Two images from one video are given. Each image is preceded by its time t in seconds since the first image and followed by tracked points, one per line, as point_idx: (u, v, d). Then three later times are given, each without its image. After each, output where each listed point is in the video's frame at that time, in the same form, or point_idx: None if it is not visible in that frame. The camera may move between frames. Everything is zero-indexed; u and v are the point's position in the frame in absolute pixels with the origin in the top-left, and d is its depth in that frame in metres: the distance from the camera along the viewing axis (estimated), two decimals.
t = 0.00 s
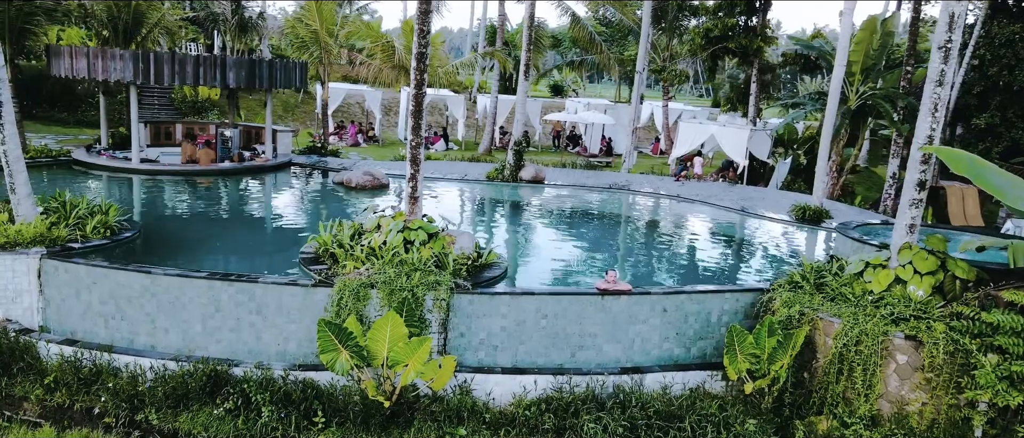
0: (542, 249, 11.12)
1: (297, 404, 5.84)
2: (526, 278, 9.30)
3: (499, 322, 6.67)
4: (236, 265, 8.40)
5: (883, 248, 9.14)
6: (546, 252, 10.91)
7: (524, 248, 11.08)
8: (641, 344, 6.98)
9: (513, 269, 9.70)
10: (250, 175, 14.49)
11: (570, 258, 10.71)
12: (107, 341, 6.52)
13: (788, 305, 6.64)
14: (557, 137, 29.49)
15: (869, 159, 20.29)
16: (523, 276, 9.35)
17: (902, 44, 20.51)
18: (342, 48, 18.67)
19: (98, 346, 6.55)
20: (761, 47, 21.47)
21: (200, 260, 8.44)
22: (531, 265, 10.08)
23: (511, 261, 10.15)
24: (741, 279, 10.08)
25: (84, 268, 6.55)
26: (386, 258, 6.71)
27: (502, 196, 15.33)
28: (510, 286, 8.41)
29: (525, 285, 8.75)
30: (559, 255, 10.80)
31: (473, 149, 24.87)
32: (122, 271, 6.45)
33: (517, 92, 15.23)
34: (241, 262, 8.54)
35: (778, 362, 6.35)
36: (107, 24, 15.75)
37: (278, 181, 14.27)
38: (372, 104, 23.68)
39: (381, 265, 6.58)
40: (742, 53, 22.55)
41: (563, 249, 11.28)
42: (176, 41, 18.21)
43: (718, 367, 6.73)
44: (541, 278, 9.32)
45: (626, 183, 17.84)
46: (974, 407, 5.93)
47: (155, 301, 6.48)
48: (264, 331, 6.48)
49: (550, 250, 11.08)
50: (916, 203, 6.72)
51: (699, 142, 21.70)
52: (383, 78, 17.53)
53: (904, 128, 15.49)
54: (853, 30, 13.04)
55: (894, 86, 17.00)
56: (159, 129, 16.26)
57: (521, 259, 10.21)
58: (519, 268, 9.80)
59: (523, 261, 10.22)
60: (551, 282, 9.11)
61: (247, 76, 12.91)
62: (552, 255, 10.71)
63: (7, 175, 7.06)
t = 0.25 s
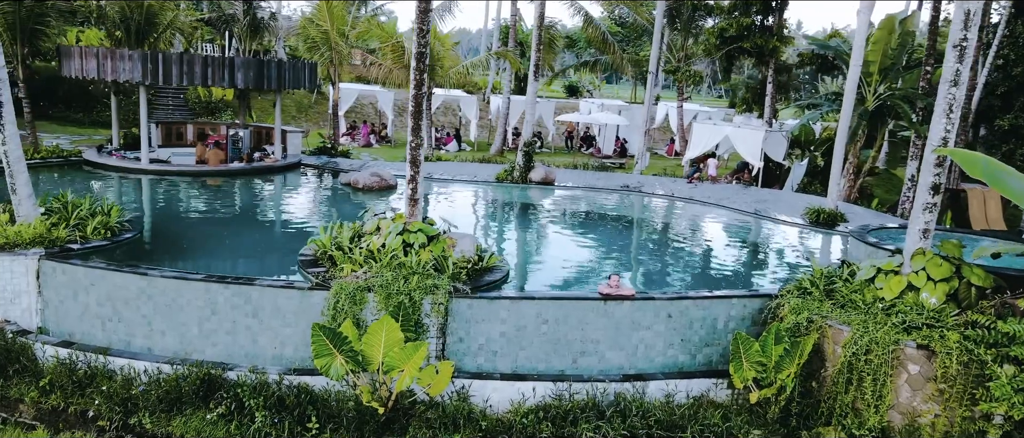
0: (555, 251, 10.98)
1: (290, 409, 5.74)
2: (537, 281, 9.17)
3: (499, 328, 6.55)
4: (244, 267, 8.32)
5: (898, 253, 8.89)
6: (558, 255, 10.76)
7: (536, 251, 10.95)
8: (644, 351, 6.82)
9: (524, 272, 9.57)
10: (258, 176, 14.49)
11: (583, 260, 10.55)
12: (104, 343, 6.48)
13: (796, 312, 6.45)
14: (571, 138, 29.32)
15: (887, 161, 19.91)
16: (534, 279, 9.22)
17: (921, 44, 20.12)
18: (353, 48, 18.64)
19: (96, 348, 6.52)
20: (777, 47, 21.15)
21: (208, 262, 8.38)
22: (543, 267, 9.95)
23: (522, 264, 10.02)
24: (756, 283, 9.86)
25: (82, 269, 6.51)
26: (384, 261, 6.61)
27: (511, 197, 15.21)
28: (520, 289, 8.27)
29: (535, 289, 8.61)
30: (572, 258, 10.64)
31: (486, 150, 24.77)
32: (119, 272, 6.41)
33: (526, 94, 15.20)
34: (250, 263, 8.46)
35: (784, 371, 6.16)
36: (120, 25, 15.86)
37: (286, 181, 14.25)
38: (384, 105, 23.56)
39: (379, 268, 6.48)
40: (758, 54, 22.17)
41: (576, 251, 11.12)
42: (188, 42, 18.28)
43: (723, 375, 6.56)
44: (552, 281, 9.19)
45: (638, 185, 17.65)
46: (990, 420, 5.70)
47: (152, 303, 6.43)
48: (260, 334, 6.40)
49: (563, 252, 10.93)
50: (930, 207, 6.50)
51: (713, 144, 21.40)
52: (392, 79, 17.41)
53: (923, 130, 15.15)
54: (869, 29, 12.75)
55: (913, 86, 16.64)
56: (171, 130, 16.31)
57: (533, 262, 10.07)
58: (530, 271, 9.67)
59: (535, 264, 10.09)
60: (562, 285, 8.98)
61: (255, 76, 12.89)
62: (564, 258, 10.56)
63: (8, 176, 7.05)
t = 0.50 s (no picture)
0: (565, 254, 10.85)
1: (284, 414, 5.66)
2: (546, 284, 9.06)
3: (498, 332, 6.43)
4: (251, 267, 8.27)
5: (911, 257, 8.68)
6: (570, 257, 10.64)
7: (546, 253, 10.83)
8: (647, 357, 6.68)
9: (534, 275, 9.45)
10: (265, 176, 14.49)
11: (595, 263, 10.42)
12: (101, 345, 6.44)
13: (803, 318, 6.28)
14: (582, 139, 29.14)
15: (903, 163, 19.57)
16: (544, 283, 9.11)
17: (938, 44, 19.75)
18: (362, 49, 18.61)
19: (93, 350, 6.48)
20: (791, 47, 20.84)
21: (215, 263, 8.35)
22: (550, 270, 9.82)
23: (533, 267, 9.91)
24: (770, 287, 9.70)
25: (79, 271, 6.48)
26: (382, 263, 6.53)
27: (519, 199, 15.09)
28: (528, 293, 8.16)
29: (540, 292, 8.49)
30: (583, 260, 10.52)
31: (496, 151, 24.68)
32: (116, 274, 6.38)
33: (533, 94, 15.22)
34: (257, 264, 8.41)
35: (790, 380, 5.99)
36: (131, 25, 15.95)
37: (293, 182, 14.24)
38: (395, 105, 23.50)
39: (376, 271, 6.40)
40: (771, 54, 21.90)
41: (588, 254, 10.99)
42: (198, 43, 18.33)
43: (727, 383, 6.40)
44: (562, 284, 9.07)
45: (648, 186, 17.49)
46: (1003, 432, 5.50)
47: (149, 305, 6.38)
48: (257, 337, 6.33)
49: (571, 255, 10.80)
50: (942, 211, 6.31)
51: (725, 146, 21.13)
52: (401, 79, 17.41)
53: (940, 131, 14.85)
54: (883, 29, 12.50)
55: (930, 87, 16.31)
56: (180, 130, 16.35)
57: (543, 264, 9.96)
58: (540, 274, 9.55)
59: (545, 266, 9.97)
60: (572, 288, 8.85)
61: (262, 77, 12.92)
62: (576, 261, 10.44)
63: (8, 176, 7.04)
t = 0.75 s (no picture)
0: (577, 256, 10.72)
1: (277, 419, 5.57)
2: (557, 288, 8.94)
3: (498, 338, 6.30)
4: (258, 268, 8.24)
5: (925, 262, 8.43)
6: (582, 260, 10.51)
7: (558, 255, 10.70)
8: (651, 364, 6.51)
9: (545, 278, 9.34)
10: (275, 177, 14.49)
11: (600, 266, 10.24)
12: (97, 347, 6.40)
13: (812, 327, 6.08)
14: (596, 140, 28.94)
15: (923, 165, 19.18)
16: (555, 286, 9.00)
17: (960, 44, 19.32)
18: (373, 50, 18.58)
19: (89, 352, 6.44)
20: (807, 46, 20.46)
21: (217, 264, 8.30)
22: (552, 273, 9.66)
23: (544, 270, 9.79)
24: (785, 290, 9.52)
25: (76, 272, 6.44)
26: (379, 266, 6.43)
27: (529, 201, 14.95)
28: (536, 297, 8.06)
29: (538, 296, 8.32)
30: (596, 263, 10.39)
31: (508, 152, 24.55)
32: (112, 275, 6.33)
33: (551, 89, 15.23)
34: (264, 264, 8.39)
35: (797, 390, 5.79)
36: (143, 26, 16.02)
37: (302, 183, 14.22)
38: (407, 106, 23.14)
39: (373, 275, 6.30)
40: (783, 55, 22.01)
41: (594, 256, 10.81)
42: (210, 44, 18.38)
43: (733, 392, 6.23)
44: (573, 288, 8.95)
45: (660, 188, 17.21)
46: None
47: (144, 307, 6.32)
48: (252, 341, 6.24)
49: (576, 257, 10.65)
50: (957, 216, 6.08)
51: (739, 148, 20.69)
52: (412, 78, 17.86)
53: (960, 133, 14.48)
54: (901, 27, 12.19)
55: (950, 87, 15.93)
56: (191, 131, 16.39)
57: (555, 267, 9.84)
58: (551, 277, 9.44)
59: (557, 269, 9.86)
60: (583, 292, 8.74)
61: (270, 77, 12.83)
62: (588, 263, 10.31)
63: (8, 176, 7.04)
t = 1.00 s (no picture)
0: (587, 258, 10.60)
1: (270, 424, 5.49)
2: (567, 291, 8.84)
3: (496, 343, 6.19)
4: (260, 269, 8.19)
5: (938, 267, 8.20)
6: (593, 262, 10.40)
7: (566, 258, 10.57)
8: (653, 371, 6.37)
9: (555, 281, 9.24)
10: (283, 178, 14.49)
11: (605, 269, 10.08)
12: (93, 349, 6.35)
13: (819, 333, 5.91)
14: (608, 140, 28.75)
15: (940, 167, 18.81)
16: (565, 289, 8.90)
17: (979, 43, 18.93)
18: (383, 50, 18.53)
19: (86, 354, 6.40)
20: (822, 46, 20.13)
21: (216, 265, 8.24)
22: (556, 275, 9.52)
23: (554, 272, 9.68)
24: (799, 293, 9.37)
25: (73, 273, 6.41)
26: (376, 270, 6.34)
27: (538, 202, 14.82)
28: (541, 301, 7.94)
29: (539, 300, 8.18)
30: (607, 265, 10.27)
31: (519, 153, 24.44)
32: (109, 277, 6.28)
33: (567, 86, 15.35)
34: (266, 265, 8.34)
35: (802, 399, 5.63)
36: (153, 26, 16.08)
37: (309, 183, 14.21)
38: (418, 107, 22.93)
39: (369, 278, 6.21)
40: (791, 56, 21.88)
41: (600, 259, 10.66)
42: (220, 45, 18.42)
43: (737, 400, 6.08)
44: (583, 291, 8.85)
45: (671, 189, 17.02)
46: None
47: (140, 309, 6.27)
48: (248, 344, 6.17)
49: (581, 260, 10.50)
50: (970, 220, 5.89)
51: (752, 149, 20.30)
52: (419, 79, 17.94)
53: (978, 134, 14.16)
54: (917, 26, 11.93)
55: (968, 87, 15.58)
56: (201, 131, 16.43)
57: (562, 270, 9.71)
58: (562, 280, 9.33)
59: (567, 272, 9.75)
60: (593, 295, 8.63)
61: (277, 77, 12.81)
62: (599, 265, 10.19)
63: (8, 176, 7.03)
